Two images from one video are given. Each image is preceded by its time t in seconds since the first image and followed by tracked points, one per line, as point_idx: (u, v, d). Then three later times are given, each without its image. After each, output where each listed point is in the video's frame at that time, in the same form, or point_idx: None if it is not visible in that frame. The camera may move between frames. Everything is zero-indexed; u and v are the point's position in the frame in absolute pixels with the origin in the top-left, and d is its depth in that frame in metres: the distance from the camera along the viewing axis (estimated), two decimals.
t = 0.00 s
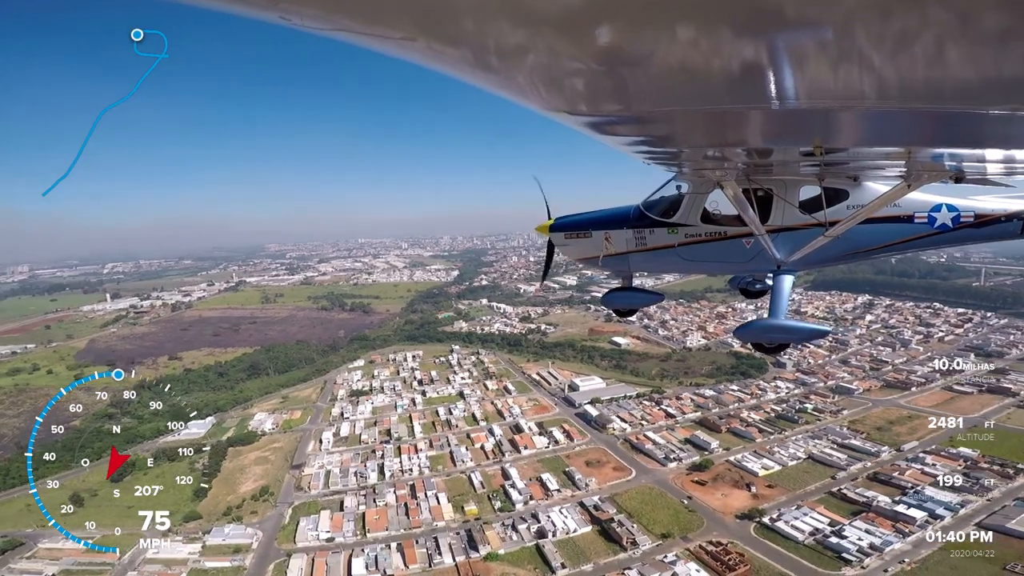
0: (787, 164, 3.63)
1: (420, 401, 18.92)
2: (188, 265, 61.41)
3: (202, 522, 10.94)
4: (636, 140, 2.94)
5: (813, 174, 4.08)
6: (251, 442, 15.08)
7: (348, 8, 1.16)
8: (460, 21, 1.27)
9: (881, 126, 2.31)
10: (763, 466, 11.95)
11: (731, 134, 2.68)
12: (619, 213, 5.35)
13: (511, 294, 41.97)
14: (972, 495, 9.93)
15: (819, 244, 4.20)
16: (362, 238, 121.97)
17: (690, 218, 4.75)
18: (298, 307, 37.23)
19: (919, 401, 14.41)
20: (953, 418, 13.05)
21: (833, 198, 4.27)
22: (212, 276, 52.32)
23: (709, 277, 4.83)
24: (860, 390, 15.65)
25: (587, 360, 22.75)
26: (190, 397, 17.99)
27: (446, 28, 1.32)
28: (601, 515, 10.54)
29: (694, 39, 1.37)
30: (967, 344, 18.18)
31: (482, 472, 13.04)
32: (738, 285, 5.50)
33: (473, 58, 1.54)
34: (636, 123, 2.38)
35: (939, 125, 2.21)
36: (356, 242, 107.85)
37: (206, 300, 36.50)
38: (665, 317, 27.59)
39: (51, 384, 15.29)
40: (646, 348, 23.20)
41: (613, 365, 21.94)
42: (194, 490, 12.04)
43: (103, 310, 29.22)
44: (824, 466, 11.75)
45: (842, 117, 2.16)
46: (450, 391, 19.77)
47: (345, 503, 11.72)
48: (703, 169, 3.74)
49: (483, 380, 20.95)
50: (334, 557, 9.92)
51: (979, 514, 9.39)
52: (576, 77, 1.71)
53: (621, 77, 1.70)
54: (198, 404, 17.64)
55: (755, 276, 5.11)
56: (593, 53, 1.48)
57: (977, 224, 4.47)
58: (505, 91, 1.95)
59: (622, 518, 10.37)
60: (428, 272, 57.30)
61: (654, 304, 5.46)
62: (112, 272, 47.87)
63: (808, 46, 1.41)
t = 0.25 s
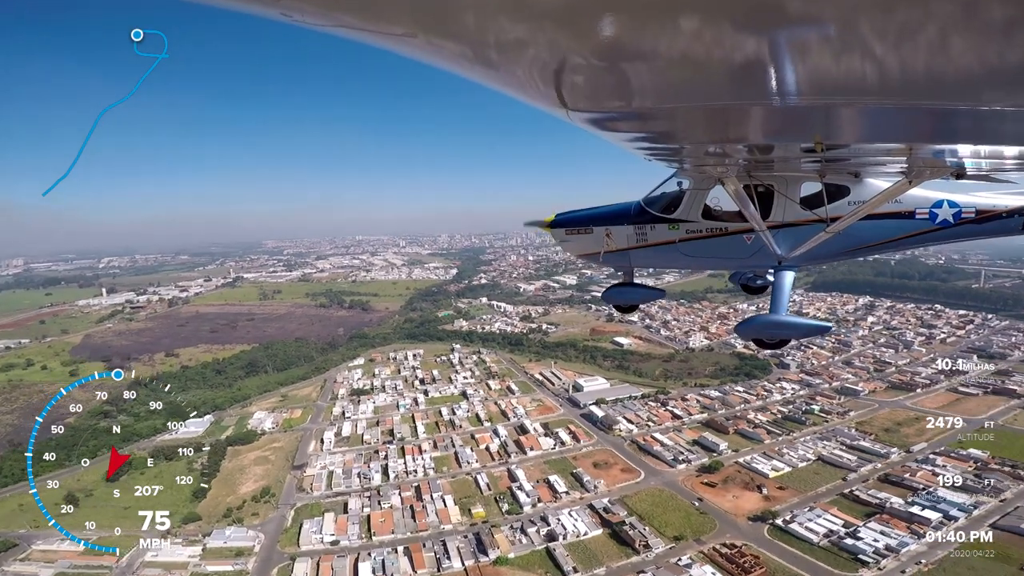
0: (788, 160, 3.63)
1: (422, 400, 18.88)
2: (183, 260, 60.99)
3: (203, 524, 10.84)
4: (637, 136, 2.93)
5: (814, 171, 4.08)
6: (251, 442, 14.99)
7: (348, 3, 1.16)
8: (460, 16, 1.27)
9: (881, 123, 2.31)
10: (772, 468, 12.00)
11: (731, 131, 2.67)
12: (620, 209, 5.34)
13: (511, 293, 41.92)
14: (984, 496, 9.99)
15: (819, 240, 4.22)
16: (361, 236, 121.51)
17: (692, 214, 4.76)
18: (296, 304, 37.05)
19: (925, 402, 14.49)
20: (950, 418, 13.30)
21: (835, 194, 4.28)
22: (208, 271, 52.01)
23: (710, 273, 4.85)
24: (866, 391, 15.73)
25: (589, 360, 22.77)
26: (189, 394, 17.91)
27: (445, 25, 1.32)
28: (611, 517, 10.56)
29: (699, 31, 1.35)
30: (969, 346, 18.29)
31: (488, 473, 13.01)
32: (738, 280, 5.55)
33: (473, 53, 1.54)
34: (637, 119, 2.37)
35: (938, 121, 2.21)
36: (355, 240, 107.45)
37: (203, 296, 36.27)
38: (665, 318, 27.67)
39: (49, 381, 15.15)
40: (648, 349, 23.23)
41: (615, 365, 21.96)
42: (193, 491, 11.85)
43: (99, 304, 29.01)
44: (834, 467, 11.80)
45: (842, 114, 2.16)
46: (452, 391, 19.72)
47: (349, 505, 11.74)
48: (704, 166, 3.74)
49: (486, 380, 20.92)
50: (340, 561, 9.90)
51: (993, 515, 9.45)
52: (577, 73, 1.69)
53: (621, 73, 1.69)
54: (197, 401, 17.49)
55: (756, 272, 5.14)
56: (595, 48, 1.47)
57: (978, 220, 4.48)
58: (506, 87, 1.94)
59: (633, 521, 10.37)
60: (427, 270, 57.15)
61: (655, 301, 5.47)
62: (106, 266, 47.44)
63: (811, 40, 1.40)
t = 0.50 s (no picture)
0: (787, 158, 3.64)
1: (423, 402, 18.80)
2: (178, 258, 60.56)
3: (201, 528, 10.66)
4: (637, 134, 2.93)
5: (813, 170, 4.08)
6: (248, 444, 14.82)
7: None
8: (461, 11, 1.28)
9: (879, 121, 2.32)
10: (781, 473, 11.96)
11: (731, 130, 2.69)
12: (620, 207, 5.35)
13: (510, 295, 41.86)
14: (994, 500, 10.00)
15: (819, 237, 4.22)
16: (360, 236, 121.04)
17: (691, 212, 4.75)
18: (293, 303, 36.80)
19: (929, 407, 14.51)
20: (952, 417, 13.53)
21: (834, 192, 4.28)
22: (204, 270, 51.69)
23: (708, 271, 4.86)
24: (869, 396, 15.75)
25: (590, 363, 22.77)
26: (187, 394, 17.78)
27: (445, 20, 1.34)
28: (621, 522, 10.48)
29: (700, 23, 1.35)
30: (969, 351, 18.35)
31: (493, 478, 12.92)
32: (738, 278, 5.45)
33: (472, 50, 1.54)
34: (636, 117, 2.37)
35: (936, 119, 2.22)
36: (354, 240, 107.10)
37: (199, 294, 36.01)
38: (665, 321, 27.70)
39: (46, 380, 15.02)
40: (649, 352, 23.20)
41: (617, 368, 21.96)
42: (188, 494, 11.76)
43: (94, 301, 28.78)
44: (842, 472, 11.79)
45: (840, 112, 2.17)
46: (453, 393, 19.63)
47: (351, 510, 11.61)
48: (704, 164, 3.75)
49: (487, 383, 20.84)
50: (345, 566, 9.74)
51: (1004, 519, 9.45)
52: (577, 71, 1.70)
53: (621, 70, 1.69)
54: (193, 401, 17.35)
55: (756, 270, 5.17)
56: (595, 44, 1.48)
57: (977, 217, 4.52)
58: (506, 85, 1.94)
59: (643, 526, 10.31)
60: (424, 271, 56.92)
61: (655, 299, 5.48)
62: (100, 262, 47.05)
63: (812, 33, 1.40)
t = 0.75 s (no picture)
0: (785, 160, 3.66)
1: (424, 406, 18.71)
2: (174, 259, 60.14)
3: (200, 534, 10.41)
4: (634, 136, 2.93)
5: (810, 171, 4.11)
6: (245, 448, 14.41)
7: None
8: (460, 12, 1.28)
9: (875, 123, 2.33)
10: (790, 477, 11.94)
11: (729, 132, 2.69)
12: (617, 209, 5.34)
13: (508, 297, 41.78)
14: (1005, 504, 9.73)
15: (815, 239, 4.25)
16: (359, 238, 120.62)
17: (688, 215, 4.77)
18: (289, 305, 36.55)
19: (933, 410, 14.52)
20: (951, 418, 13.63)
21: (831, 194, 4.31)
22: (199, 270, 51.34)
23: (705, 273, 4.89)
24: (872, 400, 15.75)
25: (592, 367, 22.77)
26: (185, 395, 17.60)
27: (444, 21, 1.33)
28: (631, 528, 10.46)
29: (701, 22, 1.35)
30: (969, 355, 18.38)
31: (498, 483, 12.80)
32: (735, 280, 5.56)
33: (472, 51, 1.54)
34: (634, 120, 2.37)
35: (933, 121, 2.23)
36: (352, 242, 106.82)
37: (195, 294, 35.74)
38: (665, 325, 27.73)
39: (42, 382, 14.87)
40: (651, 356, 23.16)
41: (618, 372, 21.94)
42: (187, 499, 11.55)
43: (88, 301, 28.52)
44: (851, 476, 11.75)
45: (836, 113, 2.18)
46: (455, 397, 19.56)
47: (355, 516, 11.38)
48: (702, 166, 3.76)
49: (488, 386, 20.75)
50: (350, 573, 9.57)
51: (1016, 522, 9.24)
52: (574, 72, 1.70)
53: (621, 71, 1.69)
54: (191, 402, 17.21)
55: (753, 273, 5.19)
56: (596, 44, 1.48)
57: (974, 220, 4.56)
58: (506, 87, 1.94)
59: (654, 531, 10.32)
60: (421, 273, 56.69)
61: (652, 302, 5.47)
62: (95, 262, 46.67)
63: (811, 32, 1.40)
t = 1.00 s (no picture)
0: (781, 162, 3.67)
1: (428, 407, 18.64)
2: (170, 259, 59.78)
3: (203, 538, 10.22)
4: (631, 138, 2.93)
5: (807, 173, 4.11)
6: (249, 449, 14.49)
7: None
8: (459, 12, 1.26)
9: (872, 124, 2.33)
10: (800, 480, 11.91)
11: (727, 134, 2.69)
12: (614, 211, 5.35)
13: (507, 299, 41.70)
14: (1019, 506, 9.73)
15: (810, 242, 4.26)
16: (358, 239, 120.30)
17: (685, 217, 4.77)
18: (288, 305, 36.33)
19: (940, 414, 14.52)
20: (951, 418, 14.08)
21: (827, 196, 4.32)
22: (196, 270, 51.02)
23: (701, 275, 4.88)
24: (877, 403, 15.74)
25: (595, 369, 22.73)
26: (186, 397, 17.48)
27: (443, 23, 1.32)
28: (644, 531, 10.39)
29: (704, 24, 1.34)
30: (971, 359, 18.40)
31: (506, 485, 12.70)
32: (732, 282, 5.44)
33: (469, 53, 1.53)
34: (631, 122, 2.36)
35: (930, 122, 2.23)
36: (352, 243, 106.57)
37: (193, 294, 35.52)
38: (666, 327, 27.71)
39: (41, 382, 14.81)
40: (654, 358, 23.10)
41: (621, 374, 21.89)
42: (189, 502, 11.42)
43: (84, 301, 28.29)
44: (861, 479, 11.70)
45: (834, 115, 2.17)
46: (458, 399, 19.48)
47: (363, 520, 11.21)
48: (698, 168, 3.77)
49: (491, 388, 20.65)
50: None
51: None
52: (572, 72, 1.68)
53: (619, 72, 1.67)
54: (190, 403, 17.12)
55: (749, 275, 5.21)
56: (595, 44, 1.46)
57: (970, 222, 4.58)
58: (503, 89, 1.93)
59: (668, 534, 10.24)
60: (420, 274, 56.48)
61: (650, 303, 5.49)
62: (92, 261, 46.41)
63: (814, 34, 1.38)
